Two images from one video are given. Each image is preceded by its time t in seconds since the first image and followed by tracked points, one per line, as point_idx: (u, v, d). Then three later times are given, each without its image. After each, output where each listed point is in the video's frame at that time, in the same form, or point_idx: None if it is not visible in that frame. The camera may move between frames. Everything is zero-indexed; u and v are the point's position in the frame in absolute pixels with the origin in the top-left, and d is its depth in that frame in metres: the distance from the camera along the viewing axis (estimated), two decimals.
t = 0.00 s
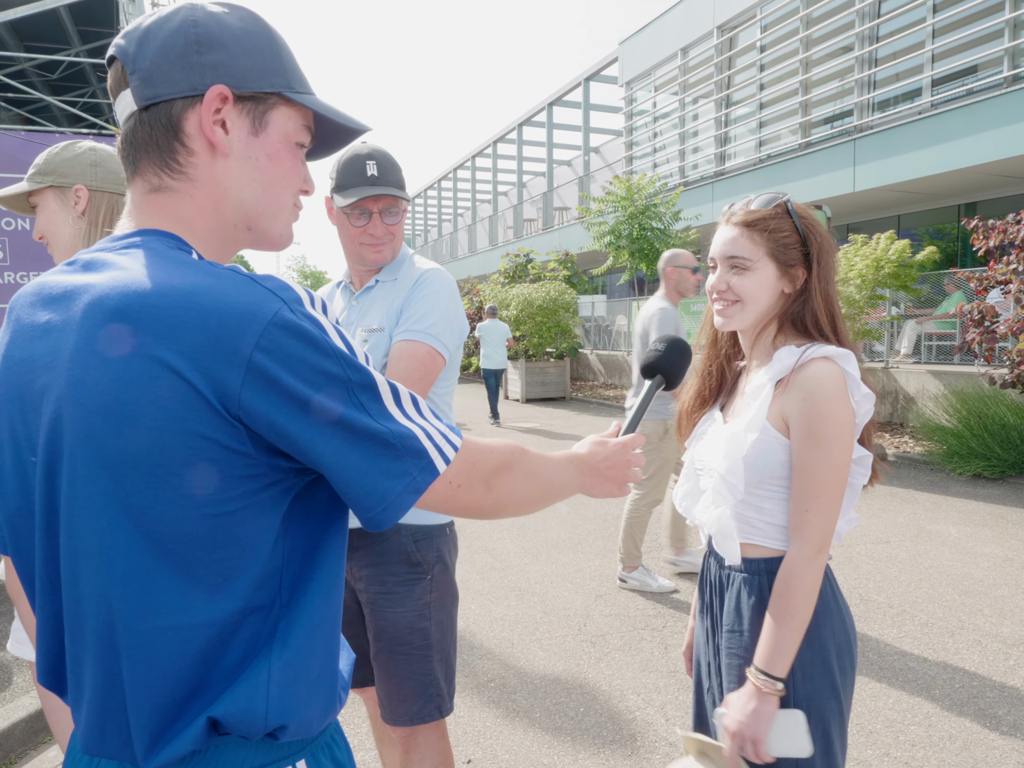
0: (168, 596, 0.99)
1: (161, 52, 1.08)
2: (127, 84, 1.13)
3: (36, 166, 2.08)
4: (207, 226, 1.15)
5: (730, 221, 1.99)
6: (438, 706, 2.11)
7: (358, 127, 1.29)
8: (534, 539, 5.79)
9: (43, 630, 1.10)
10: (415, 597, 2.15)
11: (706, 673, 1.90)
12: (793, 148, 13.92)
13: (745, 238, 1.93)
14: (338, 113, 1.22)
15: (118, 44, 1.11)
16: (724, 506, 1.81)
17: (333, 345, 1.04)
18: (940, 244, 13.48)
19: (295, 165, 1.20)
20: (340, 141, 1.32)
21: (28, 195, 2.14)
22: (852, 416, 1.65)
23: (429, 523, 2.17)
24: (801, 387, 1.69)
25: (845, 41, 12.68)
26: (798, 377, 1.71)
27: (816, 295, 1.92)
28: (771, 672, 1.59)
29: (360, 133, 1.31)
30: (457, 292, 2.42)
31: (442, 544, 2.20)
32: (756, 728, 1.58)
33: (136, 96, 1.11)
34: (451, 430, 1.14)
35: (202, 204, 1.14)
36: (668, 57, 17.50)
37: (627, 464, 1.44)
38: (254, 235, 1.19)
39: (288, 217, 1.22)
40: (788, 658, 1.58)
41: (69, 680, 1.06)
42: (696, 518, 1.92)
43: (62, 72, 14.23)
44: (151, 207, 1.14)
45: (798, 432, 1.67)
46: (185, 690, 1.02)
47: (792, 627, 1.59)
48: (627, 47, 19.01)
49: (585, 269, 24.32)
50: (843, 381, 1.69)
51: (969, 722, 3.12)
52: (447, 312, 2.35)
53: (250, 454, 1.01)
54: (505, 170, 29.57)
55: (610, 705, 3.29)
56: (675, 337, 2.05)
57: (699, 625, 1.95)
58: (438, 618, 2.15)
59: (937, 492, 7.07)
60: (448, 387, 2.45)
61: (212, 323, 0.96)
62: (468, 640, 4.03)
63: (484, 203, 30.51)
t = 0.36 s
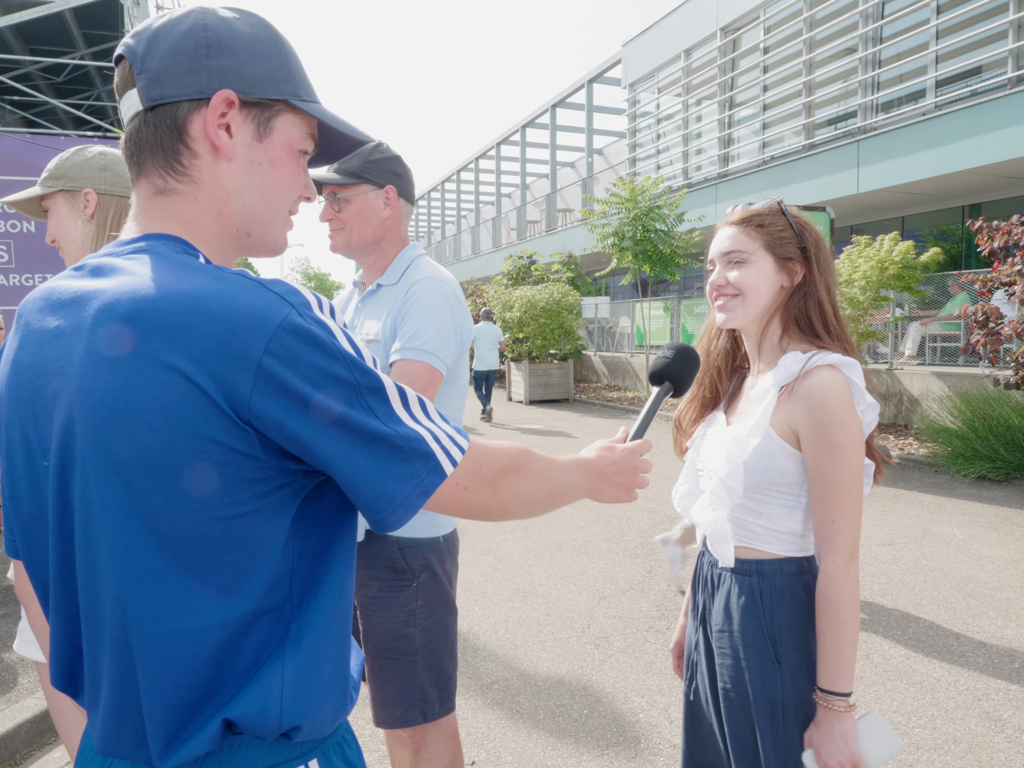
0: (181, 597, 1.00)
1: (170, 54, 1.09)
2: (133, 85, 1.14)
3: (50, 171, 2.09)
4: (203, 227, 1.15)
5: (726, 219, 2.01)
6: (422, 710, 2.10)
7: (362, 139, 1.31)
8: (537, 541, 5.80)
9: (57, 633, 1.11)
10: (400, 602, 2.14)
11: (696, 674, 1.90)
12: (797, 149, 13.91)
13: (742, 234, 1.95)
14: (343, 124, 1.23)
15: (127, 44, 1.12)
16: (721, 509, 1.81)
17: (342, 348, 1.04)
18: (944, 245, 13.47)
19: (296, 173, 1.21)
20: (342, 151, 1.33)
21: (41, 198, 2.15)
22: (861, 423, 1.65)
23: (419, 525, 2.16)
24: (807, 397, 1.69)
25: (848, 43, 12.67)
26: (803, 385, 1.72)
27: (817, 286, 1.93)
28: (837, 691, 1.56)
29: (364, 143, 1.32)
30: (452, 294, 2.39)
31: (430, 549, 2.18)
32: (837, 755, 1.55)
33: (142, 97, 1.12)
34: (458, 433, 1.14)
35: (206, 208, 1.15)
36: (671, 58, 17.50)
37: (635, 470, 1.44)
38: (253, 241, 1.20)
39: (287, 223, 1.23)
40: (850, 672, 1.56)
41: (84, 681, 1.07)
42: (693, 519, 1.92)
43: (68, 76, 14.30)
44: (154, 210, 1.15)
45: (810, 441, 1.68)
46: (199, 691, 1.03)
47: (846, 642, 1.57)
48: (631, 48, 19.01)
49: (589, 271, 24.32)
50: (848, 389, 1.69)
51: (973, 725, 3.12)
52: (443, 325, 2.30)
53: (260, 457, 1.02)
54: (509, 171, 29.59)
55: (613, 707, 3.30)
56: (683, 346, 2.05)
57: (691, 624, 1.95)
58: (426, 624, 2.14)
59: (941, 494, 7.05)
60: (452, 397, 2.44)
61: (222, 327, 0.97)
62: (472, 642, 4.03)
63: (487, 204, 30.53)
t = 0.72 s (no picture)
0: (181, 600, 1.01)
1: (177, 61, 1.10)
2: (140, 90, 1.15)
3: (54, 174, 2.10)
4: (218, 232, 1.16)
5: (730, 231, 1.99)
6: (401, 714, 2.09)
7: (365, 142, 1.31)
8: (538, 543, 5.80)
9: (60, 636, 1.12)
10: (370, 611, 2.09)
11: (700, 677, 1.90)
12: (798, 151, 13.93)
13: (742, 252, 1.94)
14: (348, 127, 1.24)
15: (133, 50, 1.13)
16: (719, 507, 1.81)
17: (342, 353, 1.05)
18: (945, 247, 13.48)
19: (301, 175, 1.22)
20: (346, 153, 1.34)
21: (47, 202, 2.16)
22: (846, 416, 1.67)
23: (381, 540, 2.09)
24: (793, 389, 1.70)
25: (849, 45, 12.68)
26: (788, 379, 1.72)
27: (804, 318, 1.92)
28: (820, 681, 1.59)
29: (366, 145, 1.32)
30: (419, 296, 2.30)
31: (396, 559, 2.12)
32: (814, 741, 1.58)
33: (149, 102, 1.12)
34: (458, 436, 1.15)
35: (211, 213, 1.16)
36: (672, 60, 17.51)
37: (635, 471, 1.45)
38: (257, 243, 1.21)
39: (292, 225, 1.24)
40: (832, 662, 1.59)
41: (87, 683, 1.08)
42: (691, 523, 1.93)
43: (69, 78, 14.32)
44: (158, 214, 1.15)
45: (796, 433, 1.69)
46: (202, 693, 1.04)
47: (829, 631, 1.60)
48: (632, 50, 19.02)
49: (590, 272, 24.32)
50: (832, 382, 1.70)
51: (973, 727, 3.12)
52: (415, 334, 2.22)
53: (260, 461, 1.02)
54: (510, 173, 29.62)
55: (614, 709, 3.30)
56: (680, 345, 2.06)
57: (693, 628, 1.96)
58: (399, 633, 2.09)
59: (942, 496, 7.06)
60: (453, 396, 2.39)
61: (222, 332, 0.98)
62: (473, 644, 4.03)
63: (488, 206, 30.55)
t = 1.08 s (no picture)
0: (183, 600, 1.01)
1: (183, 63, 1.10)
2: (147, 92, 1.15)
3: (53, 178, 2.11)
4: (216, 234, 1.17)
5: (720, 232, 1.98)
6: (396, 719, 2.07)
7: (369, 151, 1.31)
8: (537, 545, 5.80)
9: (62, 636, 1.12)
10: (362, 614, 2.08)
11: (704, 678, 1.90)
12: (798, 153, 13.95)
13: (735, 251, 1.93)
14: (351, 135, 1.24)
15: (141, 53, 1.13)
16: (724, 512, 1.81)
17: (345, 353, 1.05)
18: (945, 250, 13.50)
19: (303, 178, 1.22)
20: (352, 163, 1.34)
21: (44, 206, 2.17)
22: (847, 418, 1.67)
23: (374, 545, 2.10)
24: (796, 391, 1.70)
25: (849, 47, 12.70)
26: (793, 381, 1.72)
27: (806, 306, 1.94)
28: (787, 677, 1.58)
29: (371, 156, 1.33)
30: (386, 296, 2.24)
31: (388, 563, 2.11)
32: (777, 736, 1.57)
33: (154, 103, 1.12)
34: (459, 437, 1.15)
35: (214, 214, 1.16)
36: (672, 62, 17.54)
37: (634, 473, 1.45)
38: (259, 247, 1.21)
39: (292, 231, 1.25)
40: (803, 660, 1.58)
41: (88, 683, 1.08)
42: (696, 524, 1.92)
43: (69, 79, 14.33)
44: (161, 214, 1.16)
45: (797, 436, 1.69)
46: (204, 692, 1.04)
47: (801, 629, 1.60)
48: (632, 53, 19.06)
49: (590, 274, 24.35)
50: (836, 384, 1.70)
51: (974, 729, 3.12)
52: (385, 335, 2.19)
53: (263, 459, 1.02)
54: (510, 175, 29.64)
55: (614, 711, 3.30)
56: (677, 348, 2.06)
57: (697, 628, 1.96)
58: (391, 637, 2.08)
59: (942, 498, 7.06)
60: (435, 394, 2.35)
61: (225, 331, 0.98)
62: (473, 646, 4.03)
63: (488, 208, 30.58)
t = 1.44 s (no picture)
0: (185, 600, 1.01)
1: (190, 66, 1.10)
2: (150, 94, 1.15)
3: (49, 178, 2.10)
4: (226, 234, 1.17)
5: (723, 232, 1.99)
6: (379, 721, 2.07)
7: (366, 152, 1.31)
8: (538, 546, 5.80)
9: (62, 635, 1.11)
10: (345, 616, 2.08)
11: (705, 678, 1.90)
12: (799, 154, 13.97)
13: (740, 250, 1.93)
14: (352, 136, 1.24)
15: (146, 55, 1.13)
16: (724, 510, 1.82)
17: (350, 353, 1.05)
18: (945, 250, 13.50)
19: (307, 176, 1.22)
20: (351, 163, 1.34)
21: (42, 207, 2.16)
22: (853, 418, 1.67)
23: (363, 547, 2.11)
24: (800, 392, 1.70)
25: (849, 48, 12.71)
26: (796, 382, 1.72)
27: (811, 305, 1.94)
28: (837, 684, 1.57)
29: (369, 157, 1.33)
30: (348, 295, 2.22)
31: (374, 565, 2.11)
32: (834, 746, 1.56)
33: (161, 107, 1.12)
34: (462, 438, 1.15)
35: (220, 215, 1.16)
36: (673, 63, 17.55)
37: (632, 475, 1.45)
38: (263, 248, 1.21)
39: (296, 231, 1.25)
40: (846, 665, 1.58)
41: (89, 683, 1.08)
42: (697, 522, 1.93)
43: (69, 79, 14.34)
44: (166, 215, 1.15)
45: (803, 437, 1.68)
46: (206, 692, 1.04)
47: (842, 634, 1.59)
48: (632, 53, 19.09)
49: (590, 275, 24.35)
50: (839, 385, 1.70)
51: (974, 729, 3.11)
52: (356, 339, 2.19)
53: (269, 460, 1.02)
54: (511, 176, 29.66)
55: (613, 712, 3.29)
56: (673, 351, 2.06)
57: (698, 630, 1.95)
58: (375, 640, 2.07)
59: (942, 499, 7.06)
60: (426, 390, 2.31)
61: (233, 331, 0.98)
62: (472, 647, 4.03)
63: (488, 209, 30.60)
